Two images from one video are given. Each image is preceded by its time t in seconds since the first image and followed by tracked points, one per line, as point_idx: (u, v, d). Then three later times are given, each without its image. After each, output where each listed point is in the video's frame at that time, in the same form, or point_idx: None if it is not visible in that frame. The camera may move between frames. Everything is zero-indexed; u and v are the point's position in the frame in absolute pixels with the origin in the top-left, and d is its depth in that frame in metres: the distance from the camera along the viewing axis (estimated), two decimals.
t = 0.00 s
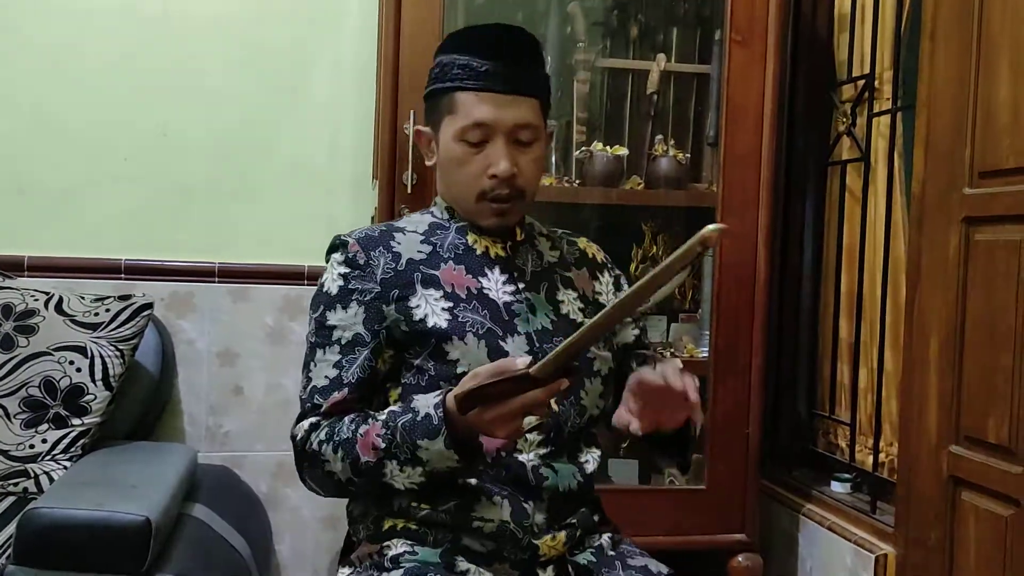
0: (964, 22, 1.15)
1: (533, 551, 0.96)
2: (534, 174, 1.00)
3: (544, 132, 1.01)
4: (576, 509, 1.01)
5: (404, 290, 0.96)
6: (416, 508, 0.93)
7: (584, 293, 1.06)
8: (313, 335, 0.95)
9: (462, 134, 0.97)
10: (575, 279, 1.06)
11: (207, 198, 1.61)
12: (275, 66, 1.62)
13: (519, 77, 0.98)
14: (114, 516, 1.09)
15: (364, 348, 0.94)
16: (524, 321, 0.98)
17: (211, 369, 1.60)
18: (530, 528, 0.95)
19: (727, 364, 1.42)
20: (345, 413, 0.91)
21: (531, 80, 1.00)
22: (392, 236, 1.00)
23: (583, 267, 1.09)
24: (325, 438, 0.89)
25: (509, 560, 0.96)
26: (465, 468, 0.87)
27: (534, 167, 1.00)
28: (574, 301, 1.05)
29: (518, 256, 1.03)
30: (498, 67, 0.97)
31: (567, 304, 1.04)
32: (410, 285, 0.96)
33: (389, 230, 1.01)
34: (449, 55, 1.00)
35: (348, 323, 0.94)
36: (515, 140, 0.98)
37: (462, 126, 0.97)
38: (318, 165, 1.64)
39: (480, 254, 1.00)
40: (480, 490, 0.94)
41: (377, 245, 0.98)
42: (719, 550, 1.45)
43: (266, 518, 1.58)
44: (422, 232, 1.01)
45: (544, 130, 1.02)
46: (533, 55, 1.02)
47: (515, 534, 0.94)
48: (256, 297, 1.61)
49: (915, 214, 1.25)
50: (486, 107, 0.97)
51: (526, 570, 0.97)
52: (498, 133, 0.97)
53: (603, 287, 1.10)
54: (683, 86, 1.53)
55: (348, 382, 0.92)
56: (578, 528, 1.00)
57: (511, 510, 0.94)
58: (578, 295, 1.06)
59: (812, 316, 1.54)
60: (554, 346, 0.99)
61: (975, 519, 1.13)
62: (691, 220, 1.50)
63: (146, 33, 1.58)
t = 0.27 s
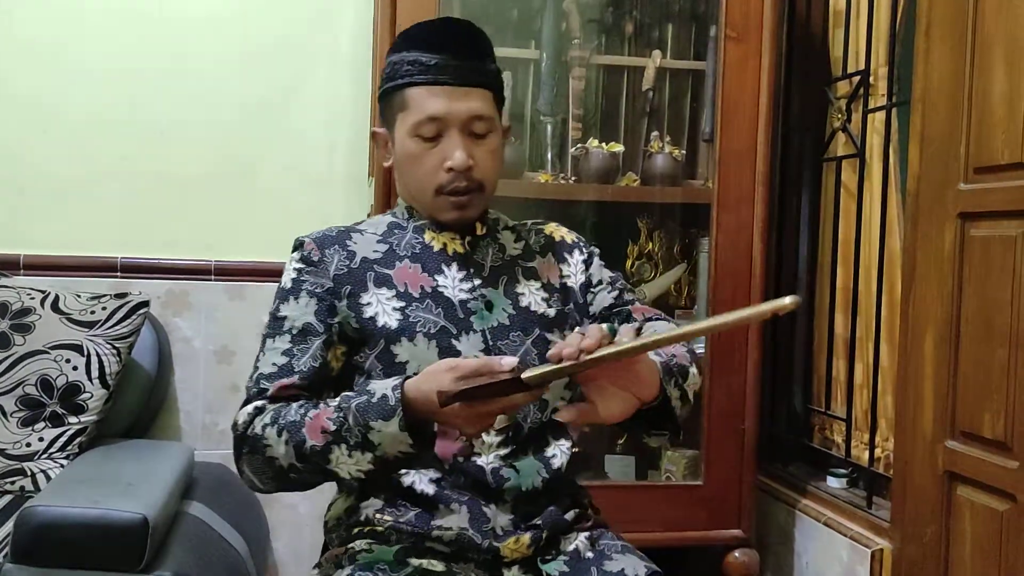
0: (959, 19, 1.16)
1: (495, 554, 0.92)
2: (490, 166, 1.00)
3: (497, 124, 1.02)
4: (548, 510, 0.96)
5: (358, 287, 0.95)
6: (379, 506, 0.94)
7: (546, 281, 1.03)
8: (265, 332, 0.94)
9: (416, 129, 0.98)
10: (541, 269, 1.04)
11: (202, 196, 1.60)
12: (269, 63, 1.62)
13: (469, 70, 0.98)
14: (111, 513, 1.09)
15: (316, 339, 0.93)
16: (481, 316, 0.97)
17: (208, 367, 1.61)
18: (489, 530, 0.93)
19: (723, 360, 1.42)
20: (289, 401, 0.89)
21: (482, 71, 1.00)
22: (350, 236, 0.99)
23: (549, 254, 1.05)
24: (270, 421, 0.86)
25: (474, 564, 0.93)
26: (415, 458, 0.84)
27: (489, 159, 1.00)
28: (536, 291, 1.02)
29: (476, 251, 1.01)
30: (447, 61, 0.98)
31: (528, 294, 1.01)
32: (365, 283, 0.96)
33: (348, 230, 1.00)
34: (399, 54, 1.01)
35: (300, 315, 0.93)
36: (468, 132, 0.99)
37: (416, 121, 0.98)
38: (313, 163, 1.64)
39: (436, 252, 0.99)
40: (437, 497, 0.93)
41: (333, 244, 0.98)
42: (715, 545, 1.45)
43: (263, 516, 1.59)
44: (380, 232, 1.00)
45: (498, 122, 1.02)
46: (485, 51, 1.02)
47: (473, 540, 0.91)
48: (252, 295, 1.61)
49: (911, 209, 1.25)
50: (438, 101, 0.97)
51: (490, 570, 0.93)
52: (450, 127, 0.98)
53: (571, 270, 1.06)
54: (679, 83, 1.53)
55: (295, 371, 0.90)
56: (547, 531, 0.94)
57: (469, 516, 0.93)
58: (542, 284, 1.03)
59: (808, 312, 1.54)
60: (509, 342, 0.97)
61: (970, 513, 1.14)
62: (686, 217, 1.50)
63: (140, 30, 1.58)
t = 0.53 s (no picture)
0: (954, 15, 1.16)
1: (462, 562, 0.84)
2: (456, 160, 0.91)
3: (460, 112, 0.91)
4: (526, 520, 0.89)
5: (319, 293, 0.91)
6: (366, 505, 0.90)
7: (526, 280, 0.93)
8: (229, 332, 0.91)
9: (370, 130, 0.89)
10: (521, 266, 0.93)
11: (198, 194, 1.60)
12: (263, 61, 1.61)
13: (417, 61, 0.88)
14: (108, 512, 1.09)
15: (273, 337, 0.89)
16: (448, 323, 0.89)
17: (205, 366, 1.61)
18: (459, 539, 0.86)
19: (719, 356, 1.42)
20: (234, 392, 0.83)
21: (433, 61, 0.88)
22: (321, 239, 0.94)
23: (532, 248, 0.95)
24: (207, 413, 0.81)
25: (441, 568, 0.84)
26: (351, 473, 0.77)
27: (455, 153, 0.90)
28: (512, 292, 0.92)
29: (448, 251, 0.93)
30: (393, 53, 0.88)
31: (502, 296, 0.91)
32: (327, 290, 0.91)
33: (320, 232, 0.95)
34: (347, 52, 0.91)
35: (259, 313, 0.89)
36: (425, 127, 0.89)
37: (367, 122, 0.89)
38: (308, 161, 1.63)
39: (404, 255, 0.93)
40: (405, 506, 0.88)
41: (301, 247, 0.93)
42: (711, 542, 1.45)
43: (260, 515, 1.59)
44: (350, 235, 0.95)
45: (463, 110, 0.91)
46: (442, 31, 0.91)
47: (441, 548, 0.85)
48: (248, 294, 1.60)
49: (907, 206, 1.25)
50: (387, 98, 0.88)
51: None
52: (404, 124, 0.88)
53: (557, 264, 0.94)
54: (674, 80, 1.53)
55: (244, 365, 0.85)
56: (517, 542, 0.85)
57: (438, 524, 0.87)
58: (521, 283, 0.92)
59: (803, 308, 1.54)
60: (478, 350, 0.89)
61: (966, 509, 1.14)
62: (682, 214, 1.50)
63: (135, 28, 1.58)
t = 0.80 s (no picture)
0: (950, 11, 1.16)
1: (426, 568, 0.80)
2: (451, 152, 0.85)
3: (462, 99, 0.84)
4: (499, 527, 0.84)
5: (301, 292, 0.89)
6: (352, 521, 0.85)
7: (512, 295, 0.87)
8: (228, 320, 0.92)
9: (363, 112, 0.84)
10: (508, 279, 0.88)
11: (195, 192, 1.60)
12: (263, 60, 1.61)
13: (420, 42, 0.81)
14: (106, 510, 1.09)
15: (258, 333, 0.88)
16: (424, 335, 0.85)
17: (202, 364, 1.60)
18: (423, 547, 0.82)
19: (716, 353, 1.42)
20: (207, 388, 0.83)
21: (439, 44, 0.82)
22: (313, 233, 0.92)
23: (527, 261, 0.89)
24: (176, 409, 0.82)
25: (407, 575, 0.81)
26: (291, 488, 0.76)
27: (452, 144, 0.85)
28: (494, 309, 0.86)
29: (435, 257, 0.88)
30: (394, 33, 0.81)
31: (482, 314, 0.86)
32: (308, 289, 0.89)
33: (316, 225, 0.93)
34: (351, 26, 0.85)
35: (246, 309, 0.89)
36: (421, 115, 0.83)
37: (361, 104, 0.83)
38: (305, 159, 1.63)
39: (390, 258, 0.88)
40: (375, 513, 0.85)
41: (291, 242, 0.91)
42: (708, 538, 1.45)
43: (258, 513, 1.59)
44: (345, 229, 0.92)
45: (466, 97, 0.85)
46: (450, 13, 0.84)
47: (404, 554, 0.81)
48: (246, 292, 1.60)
49: (903, 202, 1.25)
50: (383, 79, 0.82)
51: None
52: (399, 110, 0.82)
53: (552, 281, 0.88)
54: (671, 76, 1.53)
55: (225, 361, 0.86)
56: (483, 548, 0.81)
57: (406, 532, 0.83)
58: (506, 299, 0.87)
59: (801, 305, 1.55)
60: (449, 369, 0.84)
61: (962, 504, 1.14)
62: (679, 211, 1.50)
63: (131, 26, 1.57)
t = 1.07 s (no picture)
0: (948, 5, 1.16)
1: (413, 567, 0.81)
2: (476, 148, 0.80)
3: (498, 96, 0.80)
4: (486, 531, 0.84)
5: (303, 287, 0.88)
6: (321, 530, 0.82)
7: (511, 316, 0.84)
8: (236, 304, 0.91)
9: (393, 94, 0.79)
10: (512, 296, 0.85)
11: (192, 189, 1.60)
12: (259, 57, 1.61)
13: (466, 27, 0.77)
14: (104, 507, 1.09)
15: (264, 326, 0.88)
16: (417, 346, 0.83)
17: (201, 360, 1.60)
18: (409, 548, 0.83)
19: (715, 349, 1.42)
20: (208, 390, 0.84)
21: (484, 33, 0.77)
22: (323, 223, 0.91)
23: (535, 280, 0.85)
24: (177, 411, 0.83)
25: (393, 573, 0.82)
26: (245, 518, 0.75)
27: (479, 142, 0.80)
28: (490, 329, 0.84)
29: (438, 265, 0.85)
30: (438, 14, 0.77)
31: (476, 333, 0.83)
32: (311, 287, 0.88)
33: (328, 214, 0.91)
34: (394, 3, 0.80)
35: (253, 302, 0.89)
36: (452, 106, 0.78)
37: (392, 84, 0.79)
38: (303, 155, 1.63)
39: (393, 258, 0.86)
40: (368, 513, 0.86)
41: (300, 231, 0.90)
42: (707, 534, 1.46)
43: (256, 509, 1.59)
44: (355, 222, 0.90)
45: (502, 95, 0.80)
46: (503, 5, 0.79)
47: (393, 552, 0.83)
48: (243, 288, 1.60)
49: (902, 197, 1.26)
50: (419, 63, 0.77)
51: None
52: (430, 97, 0.78)
53: (560, 306, 0.85)
54: (669, 72, 1.53)
55: (231, 358, 0.85)
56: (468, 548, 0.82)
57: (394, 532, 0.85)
58: (504, 320, 0.84)
59: (799, 300, 1.55)
60: (435, 386, 0.82)
61: (961, 499, 1.14)
62: (678, 207, 1.50)
63: (128, 23, 1.57)
